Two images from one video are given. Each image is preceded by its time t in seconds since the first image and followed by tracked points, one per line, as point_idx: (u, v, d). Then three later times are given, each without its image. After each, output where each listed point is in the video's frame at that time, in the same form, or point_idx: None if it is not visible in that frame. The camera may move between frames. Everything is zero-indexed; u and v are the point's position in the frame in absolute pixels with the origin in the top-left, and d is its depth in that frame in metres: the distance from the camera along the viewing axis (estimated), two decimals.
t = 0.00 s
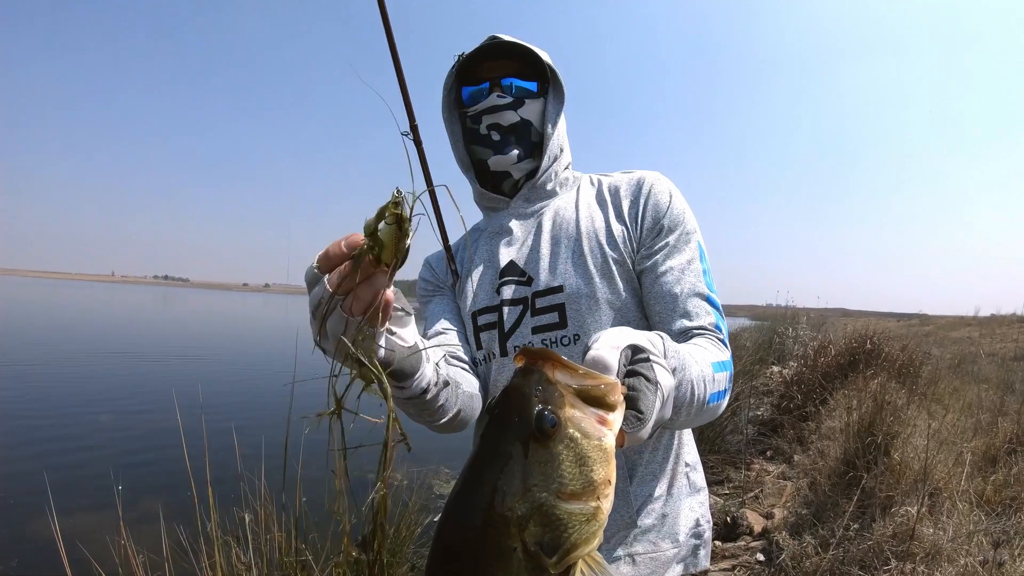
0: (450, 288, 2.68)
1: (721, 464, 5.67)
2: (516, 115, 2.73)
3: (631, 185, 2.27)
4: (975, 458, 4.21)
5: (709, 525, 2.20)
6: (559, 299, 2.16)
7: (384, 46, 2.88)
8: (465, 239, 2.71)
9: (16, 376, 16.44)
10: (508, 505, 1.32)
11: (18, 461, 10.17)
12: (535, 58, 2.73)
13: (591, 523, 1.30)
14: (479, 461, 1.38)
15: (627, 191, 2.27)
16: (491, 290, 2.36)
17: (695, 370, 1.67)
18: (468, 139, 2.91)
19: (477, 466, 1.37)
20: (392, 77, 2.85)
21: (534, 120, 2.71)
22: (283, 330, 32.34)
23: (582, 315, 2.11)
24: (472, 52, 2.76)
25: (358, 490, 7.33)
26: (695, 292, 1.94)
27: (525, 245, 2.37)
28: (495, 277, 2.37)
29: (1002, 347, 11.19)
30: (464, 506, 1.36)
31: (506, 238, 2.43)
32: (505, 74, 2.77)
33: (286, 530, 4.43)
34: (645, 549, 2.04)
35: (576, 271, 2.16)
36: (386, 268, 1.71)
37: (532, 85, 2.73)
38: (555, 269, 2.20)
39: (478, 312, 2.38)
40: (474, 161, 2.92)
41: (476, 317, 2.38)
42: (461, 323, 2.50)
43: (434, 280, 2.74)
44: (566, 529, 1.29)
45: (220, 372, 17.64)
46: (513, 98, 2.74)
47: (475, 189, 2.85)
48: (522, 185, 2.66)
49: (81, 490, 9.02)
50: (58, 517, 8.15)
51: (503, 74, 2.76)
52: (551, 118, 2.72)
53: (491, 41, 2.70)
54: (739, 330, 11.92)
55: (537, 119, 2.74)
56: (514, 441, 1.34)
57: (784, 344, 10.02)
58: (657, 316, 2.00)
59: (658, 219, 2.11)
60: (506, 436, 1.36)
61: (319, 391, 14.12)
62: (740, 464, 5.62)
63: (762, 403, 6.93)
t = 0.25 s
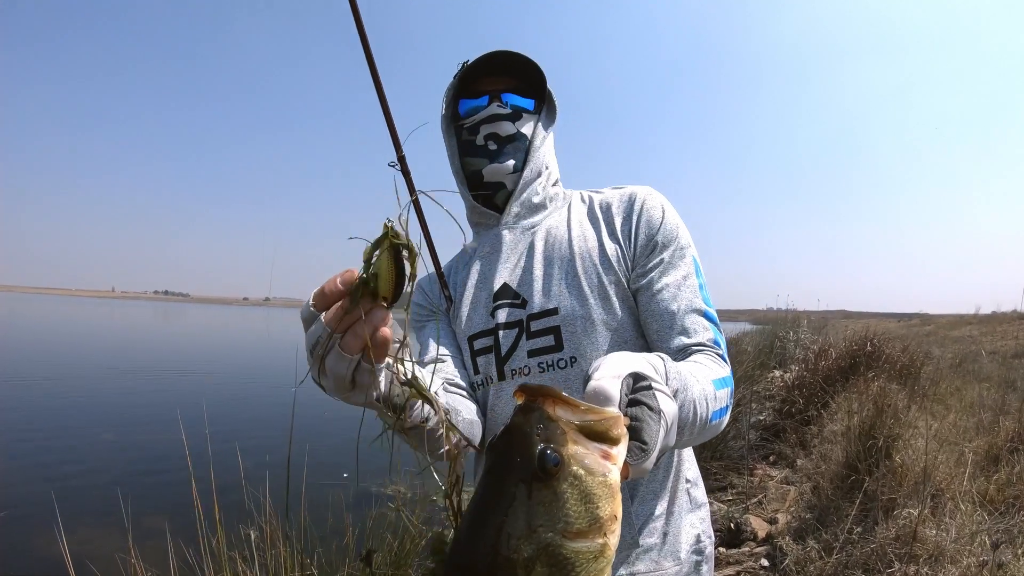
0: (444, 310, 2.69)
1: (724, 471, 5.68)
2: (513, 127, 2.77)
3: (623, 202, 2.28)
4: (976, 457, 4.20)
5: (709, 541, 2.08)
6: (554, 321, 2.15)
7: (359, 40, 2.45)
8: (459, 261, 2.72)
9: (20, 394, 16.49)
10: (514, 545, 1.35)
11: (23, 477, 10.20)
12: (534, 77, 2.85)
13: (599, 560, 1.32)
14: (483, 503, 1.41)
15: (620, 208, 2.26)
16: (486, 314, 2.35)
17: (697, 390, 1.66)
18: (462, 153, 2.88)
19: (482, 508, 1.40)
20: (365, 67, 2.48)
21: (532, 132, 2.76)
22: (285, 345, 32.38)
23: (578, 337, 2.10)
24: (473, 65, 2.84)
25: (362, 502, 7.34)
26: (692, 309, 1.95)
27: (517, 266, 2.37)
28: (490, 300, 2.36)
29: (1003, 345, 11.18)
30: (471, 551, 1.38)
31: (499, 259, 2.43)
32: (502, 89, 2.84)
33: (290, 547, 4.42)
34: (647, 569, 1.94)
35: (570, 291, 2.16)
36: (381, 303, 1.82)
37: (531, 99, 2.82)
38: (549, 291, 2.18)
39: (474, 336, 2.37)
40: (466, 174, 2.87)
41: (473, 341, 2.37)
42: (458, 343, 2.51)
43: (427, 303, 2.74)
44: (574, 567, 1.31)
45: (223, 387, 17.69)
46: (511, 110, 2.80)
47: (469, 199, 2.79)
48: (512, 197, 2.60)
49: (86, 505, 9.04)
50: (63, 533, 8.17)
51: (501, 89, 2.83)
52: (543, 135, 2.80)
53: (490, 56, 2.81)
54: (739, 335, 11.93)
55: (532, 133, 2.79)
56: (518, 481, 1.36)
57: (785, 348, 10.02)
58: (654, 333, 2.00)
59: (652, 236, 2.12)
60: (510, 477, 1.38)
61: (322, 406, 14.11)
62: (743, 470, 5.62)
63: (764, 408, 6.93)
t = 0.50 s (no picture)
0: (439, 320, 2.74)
1: (727, 476, 5.72)
2: (524, 142, 2.81)
3: (616, 216, 2.31)
4: (978, 458, 4.22)
5: (700, 549, 2.12)
6: (545, 330, 2.19)
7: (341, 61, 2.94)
8: (453, 269, 2.77)
9: (26, 403, 16.58)
10: (513, 555, 1.38)
11: (31, 487, 10.27)
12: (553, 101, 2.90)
13: (594, 567, 1.37)
14: (484, 516, 1.44)
15: (613, 221, 2.30)
16: (479, 321, 2.40)
17: (685, 404, 1.71)
18: (470, 157, 2.93)
19: (483, 521, 1.43)
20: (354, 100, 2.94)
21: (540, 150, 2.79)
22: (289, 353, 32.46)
23: (567, 345, 2.14)
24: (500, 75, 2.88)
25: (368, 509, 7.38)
26: (681, 322, 1.99)
27: (509, 276, 2.41)
28: (483, 308, 2.41)
29: (1006, 344, 11.16)
30: (472, 563, 1.41)
31: (492, 269, 2.48)
32: (522, 105, 2.88)
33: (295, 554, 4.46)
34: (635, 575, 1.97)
35: (561, 302, 2.20)
36: (365, 310, 1.96)
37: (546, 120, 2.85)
38: (540, 301, 2.23)
39: (467, 343, 2.42)
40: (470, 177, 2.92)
41: (466, 348, 2.42)
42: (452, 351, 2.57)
43: (425, 312, 2.81)
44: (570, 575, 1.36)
45: (228, 395, 17.77)
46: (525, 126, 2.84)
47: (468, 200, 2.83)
48: (509, 210, 2.66)
49: (94, 514, 9.10)
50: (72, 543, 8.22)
51: (520, 104, 2.87)
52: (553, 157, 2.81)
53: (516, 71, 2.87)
54: (742, 339, 11.93)
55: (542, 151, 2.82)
56: (517, 494, 1.40)
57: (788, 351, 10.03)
58: (644, 345, 2.04)
59: (643, 250, 2.17)
60: (509, 490, 1.42)
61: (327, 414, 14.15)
62: (745, 474, 5.65)
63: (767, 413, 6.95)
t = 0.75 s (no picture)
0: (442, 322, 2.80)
1: (729, 476, 5.76)
2: (531, 152, 2.86)
3: (616, 222, 2.37)
4: (978, 457, 4.25)
5: (690, 546, 2.16)
6: (543, 329, 2.23)
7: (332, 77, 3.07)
8: (458, 273, 2.83)
9: (33, 406, 16.69)
10: (522, 523, 1.41)
11: (40, 489, 10.37)
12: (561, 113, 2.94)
13: (595, 535, 1.40)
14: (494, 488, 1.48)
15: (612, 229, 2.36)
16: (481, 320, 2.45)
17: (678, 399, 1.76)
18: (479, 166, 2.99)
19: (493, 492, 1.47)
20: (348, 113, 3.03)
21: (546, 161, 2.84)
22: (292, 355, 32.56)
23: (565, 344, 2.18)
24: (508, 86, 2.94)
25: (373, 511, 7.44)
26: (676, 325, 2.04)
27: (512, 278, 2.46)
28: (485, 308, 2.46)
29: (1010, 344, 11.15)
30: (482, 531, 1.44)
31: (495, 272, 2.53)
32: (530, 117, 2.93)
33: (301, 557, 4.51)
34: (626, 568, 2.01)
35: (561, 302, 2.24)
36: (375, 332, 2.02)
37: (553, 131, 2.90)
38: (539, 300, 2.27)
39: (469, 341, 2.47)
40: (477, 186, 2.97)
41: (467, 346, 2.47)
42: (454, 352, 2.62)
43: (429, 315, 2.86)
44: (574, 542, 1.39)
45: (233, 398, 17.86)
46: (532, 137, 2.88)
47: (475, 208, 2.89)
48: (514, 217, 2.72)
49: (101, 516, 9.17)
50: (81, 546, 8.30)
51: (528, 116, 2.92)
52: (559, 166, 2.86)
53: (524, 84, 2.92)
54: (745, 340, 11.95)
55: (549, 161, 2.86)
56: (526, 466, 1.45)
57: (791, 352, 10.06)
58: (640, 346, 2.08)
59: (641, 256, 2.22)
60: (517, 463, 1.46)
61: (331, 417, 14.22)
62: (747, 475, 5.69)
63: (769, 414, 6.98)
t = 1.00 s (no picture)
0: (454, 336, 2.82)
1: (733, 484, 5.77)
2: (541, 170, 2.88)
3: (626, 238, 2.40)
4: (982, 464, 4.25)
5: (700, 558, 2.16)
6: (555, 344, 2.26)
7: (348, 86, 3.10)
8: (468, 289, 2.86)
9: (39, 413, 16.79)
10: (529, 536, 1.44)
11: (46, 495, 10.44)
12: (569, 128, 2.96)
13: (600, 547, 1.42)
14: (504, 502, 1.51)
15: (622, 245, 2.39)
16: (493, 335, 2.48)
17: (685, 413, 1.79)
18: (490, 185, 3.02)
19: (503, 507, 1.50)
20: (360, 120, 3.07)
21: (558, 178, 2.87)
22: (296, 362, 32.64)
23: (576, 358, 2.21)
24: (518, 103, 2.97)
25: (378, 520, 7.47)
26: (684, 339, 2.07)
27: (524, 294, 2.48)
28: (497, 323, 2.49)
29: (1014, 349, 11.11)
30: (493, 545, 1.48)
31: (507, 288, 2.56)
32: (540, 135, 2.95)
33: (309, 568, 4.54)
34: None
35: (572, 317, 2.27)
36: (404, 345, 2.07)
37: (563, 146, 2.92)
38: (551, 316, 2.30)
39: (480, 356, 2.49)
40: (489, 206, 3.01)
41: (479, 360, 2.49)
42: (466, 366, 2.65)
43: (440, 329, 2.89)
44: (580, 554, 1.42)
45: (238, 405, 17.94)
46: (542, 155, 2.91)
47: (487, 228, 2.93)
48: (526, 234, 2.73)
49: (106, 524, 9.22)
50: (87, 553, 8.35)
51: (538, 134, 2.95)
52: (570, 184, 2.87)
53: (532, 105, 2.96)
54: (749, 347, 11.94)
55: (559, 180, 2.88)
56: (533, 482, 1.47)
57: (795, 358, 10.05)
58: (649, 361, 2.11)
59: (650, 271, 2.25)
60: (526, 479, 1.48)
61: (335, 424, 14.25)
62: (752, 483, 5.70)
63: (774, 420, 6.98)
